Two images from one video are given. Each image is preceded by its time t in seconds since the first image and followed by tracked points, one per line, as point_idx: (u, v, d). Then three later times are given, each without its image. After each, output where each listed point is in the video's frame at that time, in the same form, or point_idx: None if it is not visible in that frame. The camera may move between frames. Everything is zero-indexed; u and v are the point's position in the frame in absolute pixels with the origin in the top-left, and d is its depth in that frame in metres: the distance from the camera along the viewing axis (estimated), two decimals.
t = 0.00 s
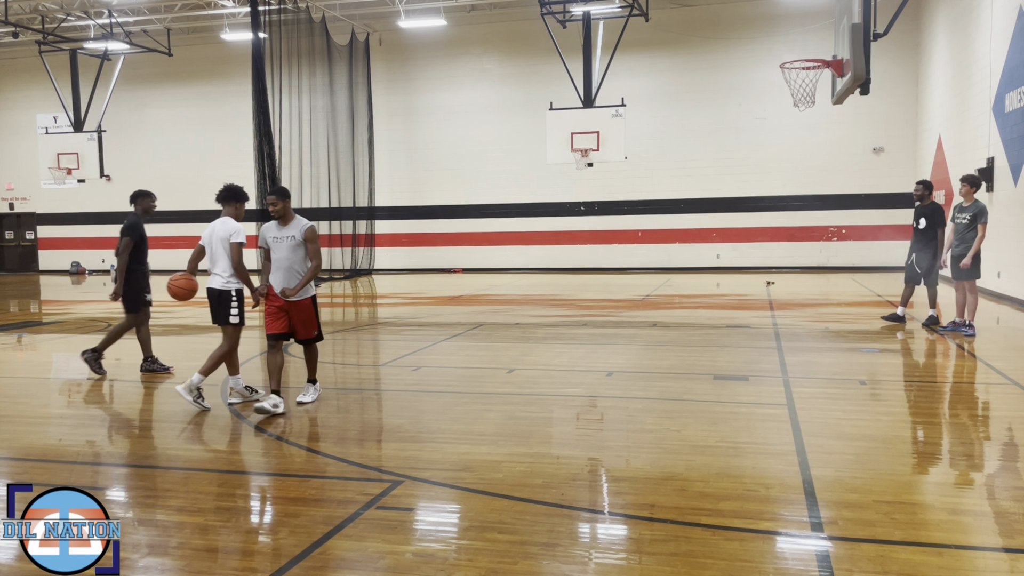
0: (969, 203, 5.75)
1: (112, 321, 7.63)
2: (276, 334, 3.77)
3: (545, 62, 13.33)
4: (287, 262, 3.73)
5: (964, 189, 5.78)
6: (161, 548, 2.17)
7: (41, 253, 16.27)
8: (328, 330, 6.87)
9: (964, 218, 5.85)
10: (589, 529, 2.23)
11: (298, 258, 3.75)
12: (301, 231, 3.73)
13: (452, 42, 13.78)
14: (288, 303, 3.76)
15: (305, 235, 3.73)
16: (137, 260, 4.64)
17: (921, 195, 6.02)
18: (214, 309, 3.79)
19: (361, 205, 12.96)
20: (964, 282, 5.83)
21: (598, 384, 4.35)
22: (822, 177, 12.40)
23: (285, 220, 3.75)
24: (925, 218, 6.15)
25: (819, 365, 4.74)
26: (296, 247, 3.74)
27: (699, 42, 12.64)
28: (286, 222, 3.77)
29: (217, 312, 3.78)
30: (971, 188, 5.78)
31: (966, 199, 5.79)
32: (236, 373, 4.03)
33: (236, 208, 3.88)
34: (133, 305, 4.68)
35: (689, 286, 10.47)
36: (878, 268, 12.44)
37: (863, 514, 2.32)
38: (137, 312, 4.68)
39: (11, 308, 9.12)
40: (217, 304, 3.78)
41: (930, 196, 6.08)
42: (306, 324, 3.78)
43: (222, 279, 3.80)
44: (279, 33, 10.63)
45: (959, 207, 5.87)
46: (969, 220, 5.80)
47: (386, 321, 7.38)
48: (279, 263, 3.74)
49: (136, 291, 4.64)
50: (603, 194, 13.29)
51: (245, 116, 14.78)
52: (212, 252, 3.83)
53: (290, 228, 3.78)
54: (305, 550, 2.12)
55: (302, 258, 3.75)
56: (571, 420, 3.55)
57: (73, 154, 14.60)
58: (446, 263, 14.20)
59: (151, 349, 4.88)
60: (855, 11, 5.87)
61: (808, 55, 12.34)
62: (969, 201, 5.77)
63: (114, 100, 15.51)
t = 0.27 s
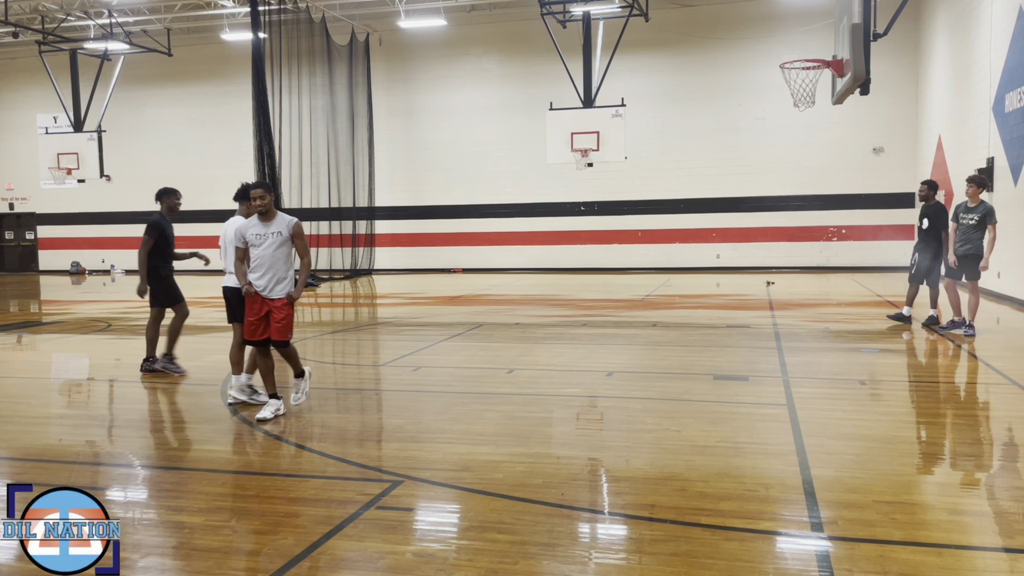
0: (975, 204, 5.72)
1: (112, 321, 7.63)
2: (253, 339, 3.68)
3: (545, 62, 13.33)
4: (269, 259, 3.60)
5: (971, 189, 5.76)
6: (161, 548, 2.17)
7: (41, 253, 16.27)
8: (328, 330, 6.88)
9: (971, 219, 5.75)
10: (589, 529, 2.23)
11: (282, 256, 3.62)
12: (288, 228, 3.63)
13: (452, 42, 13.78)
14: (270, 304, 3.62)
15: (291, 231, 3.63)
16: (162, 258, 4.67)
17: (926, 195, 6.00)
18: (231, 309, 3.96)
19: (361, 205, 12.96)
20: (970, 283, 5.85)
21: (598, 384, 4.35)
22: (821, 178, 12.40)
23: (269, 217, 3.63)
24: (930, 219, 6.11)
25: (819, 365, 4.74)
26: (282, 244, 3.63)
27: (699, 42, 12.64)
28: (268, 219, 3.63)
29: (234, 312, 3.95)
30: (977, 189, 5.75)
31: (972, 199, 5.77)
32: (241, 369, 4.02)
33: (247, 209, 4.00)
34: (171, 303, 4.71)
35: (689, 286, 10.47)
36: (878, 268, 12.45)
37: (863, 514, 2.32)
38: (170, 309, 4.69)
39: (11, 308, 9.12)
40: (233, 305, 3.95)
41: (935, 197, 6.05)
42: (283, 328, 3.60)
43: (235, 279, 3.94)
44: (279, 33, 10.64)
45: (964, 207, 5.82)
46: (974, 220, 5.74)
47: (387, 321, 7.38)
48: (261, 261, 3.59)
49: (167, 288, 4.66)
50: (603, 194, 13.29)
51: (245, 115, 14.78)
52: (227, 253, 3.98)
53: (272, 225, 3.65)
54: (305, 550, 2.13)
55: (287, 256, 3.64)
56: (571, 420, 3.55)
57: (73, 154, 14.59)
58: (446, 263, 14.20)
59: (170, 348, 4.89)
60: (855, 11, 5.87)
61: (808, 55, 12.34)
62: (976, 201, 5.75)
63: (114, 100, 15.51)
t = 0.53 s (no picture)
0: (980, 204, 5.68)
1: (112, 321, 7.63)
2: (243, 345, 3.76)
3: (545, 62, 13.33)
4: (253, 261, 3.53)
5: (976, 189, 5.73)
6: (161, 548, 2.17)
7: (41, 253, 16.27)
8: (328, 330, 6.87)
9: (976, 219, 5.72)
10: (589, 529, 2.23)
11: (267, 259, 3.57)
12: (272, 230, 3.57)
13: (452, 42, 13.77)
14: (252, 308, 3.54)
15: (276, 233, 3.58)
16: (199, 264, 4.68)
17: (930, 194, 6.00)
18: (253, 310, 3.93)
19: (361, 205, 12.95)
20: (971, 282, 5.82)
21: (598, 384, 4.35)
22: (821, 177, 12.40)
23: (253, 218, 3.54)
24: (933, 217, 6.16)
25: (819, 365, 4.74)
26: (266, 246, 3.57)
27: (699, 42, 12.63)
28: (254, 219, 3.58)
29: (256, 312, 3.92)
30: (983, 189, 5.72)
31: (976, 199, 5.73)
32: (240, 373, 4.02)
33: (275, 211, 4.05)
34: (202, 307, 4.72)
35: (689, 286, 10.47)
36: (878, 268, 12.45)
37: (863, 514, 2.32)
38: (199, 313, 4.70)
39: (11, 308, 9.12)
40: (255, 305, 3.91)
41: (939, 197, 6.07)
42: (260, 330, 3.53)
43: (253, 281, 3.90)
44: (279, 33, 10.65)
45: (966, 207, 5.78)
46: (976, 221, 5.71)
47: (387, 321, 7.38)
48: (247, 262, 3.54)
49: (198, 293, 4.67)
50: (603, 194, 13.29)
51: (245, 116, 14.77)
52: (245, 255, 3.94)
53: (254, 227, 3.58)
54: (305, 550, 2.12)
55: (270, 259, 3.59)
56: (572, 420, 3.55)
57: (73, 154, 14.59)
58: (446, 263, 14.19)
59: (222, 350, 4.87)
60: (855, 11, 5.86)
61: (808, 55, 12.34)
62: (980, 202, 5.71)
63: (114, 100, 15.51)
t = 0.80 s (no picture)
0: (981, 205, 5.68)
1: (112, 321, 7.63)
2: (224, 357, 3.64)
3: (545, 62, 13.33)
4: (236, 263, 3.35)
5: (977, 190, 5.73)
6: (161, 548, 2.17)
7: (41, 253, 16.27)
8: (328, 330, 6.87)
9: (978, 220, 5.73)
10: (589, 529, 2.23)
11: (249, 262, 3.39)
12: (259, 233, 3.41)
13: (452, 42, 13.77)
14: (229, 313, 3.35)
15: (261, 238, 3.41)
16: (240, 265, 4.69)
17: (931, 194, 6.00)
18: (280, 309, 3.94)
19: (361, 205, 12.95)
20: (971, 282, 5.82)
21: (598, 384, 4.35)
22: (821, 177, 12.40)
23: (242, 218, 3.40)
24: (933, 217, 6.14)
25: (819, 365, 4.74)
26: (251, 249, 3.39)
27: (699, 42, 12.63)
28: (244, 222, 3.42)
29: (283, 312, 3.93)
30: (984, 189, 5.73)
31: (977, 199, 5.74)
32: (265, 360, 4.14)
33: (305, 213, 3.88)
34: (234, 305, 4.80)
35: (689, 286, 10.47)
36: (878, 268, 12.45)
37: (864, 514, 2.32)
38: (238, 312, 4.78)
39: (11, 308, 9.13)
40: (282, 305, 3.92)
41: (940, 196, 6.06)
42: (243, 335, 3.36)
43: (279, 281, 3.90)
44: (279, 33, 10.69)
45: (968, 207, 5.78)
46: (979, 221, 5.71)
47: (387, 321, 7.38)
48: (230, 264, 3.35)
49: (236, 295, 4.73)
50: (603, 194, 13.29)
51: (245, 116, 14.77)
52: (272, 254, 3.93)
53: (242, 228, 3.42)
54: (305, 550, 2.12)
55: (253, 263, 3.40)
56: (572, 420, 3.55)
57: (73, 154, 14.59)
58: (446, 263, 14.20)
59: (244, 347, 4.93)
60: (855, 11, 5.86)
61: (807, 55, 12.34)
62: (982, 203, 5.72)
63: (114, 100, 15.51)
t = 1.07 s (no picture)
0: (979, 204, 5.72)
1: (113, 321, 7.64)
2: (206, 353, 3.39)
3: (545, 62, 13.33)
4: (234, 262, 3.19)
5: (974, 190, 5.75)
6: (161, 548, 2.17)
7: (41, 253, 16.28)
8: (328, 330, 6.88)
9: (977, 219, 5.75)
10: (589, 529, 2.23)
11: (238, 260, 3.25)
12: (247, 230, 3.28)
13: (452, 42, 13.77)
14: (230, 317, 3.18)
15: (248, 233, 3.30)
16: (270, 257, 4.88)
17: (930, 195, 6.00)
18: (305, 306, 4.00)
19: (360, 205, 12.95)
20: (971, 282, 5.83)
21: (598, 384, 4.35)
22: (821, 177, 12.40)
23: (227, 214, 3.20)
24: (932, 217, 6.14)
25: (820, 365, 4.74)
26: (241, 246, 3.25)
27: (699, 42, 12.63)
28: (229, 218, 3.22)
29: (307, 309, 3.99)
30: (980, 189, 5.75)
31: (976, 199, 5.76)
32: (335, 364, 4.32)
33: (335, 216, 3.82)
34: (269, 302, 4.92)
35: (689, 286, 10.48)
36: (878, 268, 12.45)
37: (863, 514, 2.32)
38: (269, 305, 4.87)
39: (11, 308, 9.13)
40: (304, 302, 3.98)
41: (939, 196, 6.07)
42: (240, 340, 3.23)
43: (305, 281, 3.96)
44: (279, 33, 10.70)
45: (966, 207, 5.81)
46: (979, 219, 5.73)
47: (387, 321, 7.38)
48: (223, 264, 3.15)
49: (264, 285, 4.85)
50: (603, 194, 13.29)
51: (245, 116, 14.77)
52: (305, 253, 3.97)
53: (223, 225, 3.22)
54: (305, 550, 2.13)
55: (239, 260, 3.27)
56: (572, 420, 3.55)
57: (74, 154, 14.60)
58: (446, 263, 14.20)
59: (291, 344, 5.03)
60: (855, 11, 5.86)
61: (807, 55, 12.34)
62: (980, 202, 5.75)
63: (114, 100, 15.52)
